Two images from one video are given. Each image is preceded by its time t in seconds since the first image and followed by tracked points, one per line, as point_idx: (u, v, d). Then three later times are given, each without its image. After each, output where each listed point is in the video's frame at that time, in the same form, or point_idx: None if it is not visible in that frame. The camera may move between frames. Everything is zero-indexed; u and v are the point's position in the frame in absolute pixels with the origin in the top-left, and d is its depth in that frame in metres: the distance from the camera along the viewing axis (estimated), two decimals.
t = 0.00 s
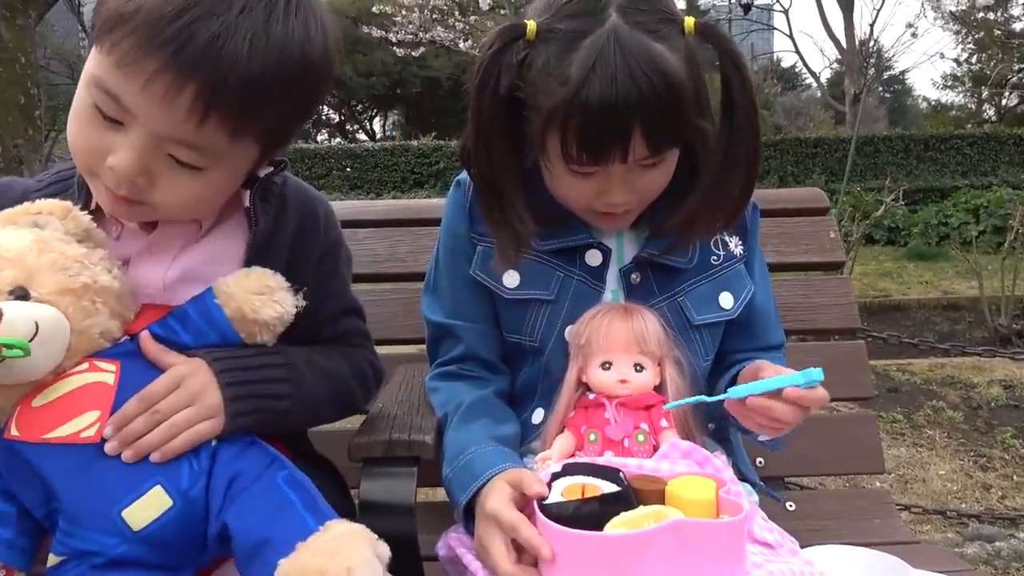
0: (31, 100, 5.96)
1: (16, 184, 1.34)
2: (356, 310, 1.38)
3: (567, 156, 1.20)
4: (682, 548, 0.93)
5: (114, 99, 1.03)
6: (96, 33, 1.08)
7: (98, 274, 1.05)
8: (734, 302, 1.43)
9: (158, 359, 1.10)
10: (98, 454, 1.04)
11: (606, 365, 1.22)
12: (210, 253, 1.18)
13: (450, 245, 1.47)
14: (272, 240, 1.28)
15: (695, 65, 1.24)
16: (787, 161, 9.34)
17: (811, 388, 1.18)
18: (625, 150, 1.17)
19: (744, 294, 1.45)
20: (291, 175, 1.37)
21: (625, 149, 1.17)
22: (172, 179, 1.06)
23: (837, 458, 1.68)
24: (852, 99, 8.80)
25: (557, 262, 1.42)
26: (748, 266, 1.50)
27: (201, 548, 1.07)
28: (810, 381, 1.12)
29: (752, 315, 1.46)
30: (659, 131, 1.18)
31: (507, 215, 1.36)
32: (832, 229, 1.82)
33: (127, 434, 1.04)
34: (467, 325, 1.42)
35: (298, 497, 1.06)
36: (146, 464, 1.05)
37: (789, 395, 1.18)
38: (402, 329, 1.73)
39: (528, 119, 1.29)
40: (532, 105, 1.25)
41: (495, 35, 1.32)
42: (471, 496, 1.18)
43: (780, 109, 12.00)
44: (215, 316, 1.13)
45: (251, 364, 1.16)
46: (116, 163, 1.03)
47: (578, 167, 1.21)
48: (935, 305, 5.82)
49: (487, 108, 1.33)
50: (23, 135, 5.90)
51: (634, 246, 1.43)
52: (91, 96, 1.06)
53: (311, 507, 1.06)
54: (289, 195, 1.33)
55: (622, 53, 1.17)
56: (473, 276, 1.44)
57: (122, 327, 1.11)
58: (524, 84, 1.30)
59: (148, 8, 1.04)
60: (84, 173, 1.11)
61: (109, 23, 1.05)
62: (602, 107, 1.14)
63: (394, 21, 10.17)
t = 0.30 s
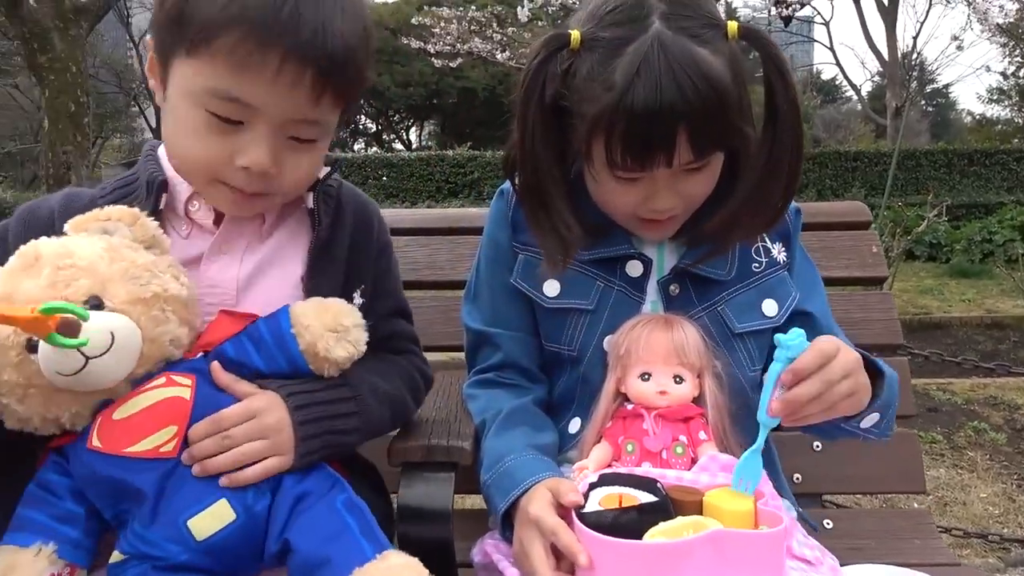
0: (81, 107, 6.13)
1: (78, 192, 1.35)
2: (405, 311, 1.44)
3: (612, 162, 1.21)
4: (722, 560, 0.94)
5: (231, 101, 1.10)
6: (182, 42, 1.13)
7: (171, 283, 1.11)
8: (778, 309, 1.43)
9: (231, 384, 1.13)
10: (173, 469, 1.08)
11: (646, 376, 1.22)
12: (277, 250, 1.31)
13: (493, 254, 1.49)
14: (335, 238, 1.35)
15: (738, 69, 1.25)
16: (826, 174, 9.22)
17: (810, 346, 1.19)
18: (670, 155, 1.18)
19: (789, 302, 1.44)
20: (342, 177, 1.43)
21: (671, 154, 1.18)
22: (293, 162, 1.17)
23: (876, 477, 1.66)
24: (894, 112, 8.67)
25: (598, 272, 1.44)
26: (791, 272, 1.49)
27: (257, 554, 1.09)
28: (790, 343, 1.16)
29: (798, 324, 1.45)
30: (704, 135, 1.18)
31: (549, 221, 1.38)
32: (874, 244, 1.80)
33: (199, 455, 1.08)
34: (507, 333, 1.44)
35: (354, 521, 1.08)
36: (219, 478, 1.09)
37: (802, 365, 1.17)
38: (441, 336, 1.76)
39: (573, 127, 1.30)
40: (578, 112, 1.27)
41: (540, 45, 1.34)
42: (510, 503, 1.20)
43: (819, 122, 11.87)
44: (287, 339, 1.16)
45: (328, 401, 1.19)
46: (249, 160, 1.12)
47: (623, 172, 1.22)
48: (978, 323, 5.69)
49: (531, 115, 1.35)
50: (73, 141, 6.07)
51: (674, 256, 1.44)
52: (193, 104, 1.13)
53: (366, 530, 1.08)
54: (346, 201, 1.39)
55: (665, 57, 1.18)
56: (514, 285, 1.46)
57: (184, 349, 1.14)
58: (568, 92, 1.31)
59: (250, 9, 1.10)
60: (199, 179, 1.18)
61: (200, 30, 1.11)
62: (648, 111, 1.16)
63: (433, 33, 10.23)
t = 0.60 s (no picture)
0: (68, 118, 6.08)
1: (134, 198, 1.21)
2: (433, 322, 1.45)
3: (598, 175, 1.22)
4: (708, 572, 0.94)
5: (340, 92, 1.14)
6: (280, 43, 1.16)
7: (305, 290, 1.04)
8: (764, 318, 1.43)
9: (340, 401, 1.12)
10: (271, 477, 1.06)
11: (633, 389, 1.23)
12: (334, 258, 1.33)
13: (480, 266, 1.50)
14: (384, 248, 1.37)
15: (722, 83, 1.26)
16: (812, 190, 9.31)
17: (749, 350, 1.16)
18: (656, 167, 1.19)
19: (774, 310, 1.43)
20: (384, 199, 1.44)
21: (655, 167, 1.19)
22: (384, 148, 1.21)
23: (864, 489, 1.67)
24: (879, 128, 8.77)
25: (585, 284, 1.44)
26: (775, 282, 1.51)
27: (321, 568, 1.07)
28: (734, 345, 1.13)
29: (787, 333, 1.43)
30: (689, 149, 1.20)
31: (536, 232, 1.39)
32: (859, 258, 1.82)
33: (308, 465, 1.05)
34: (494, 345, 1.45)
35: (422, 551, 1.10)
36: (320, 490, 1.07)
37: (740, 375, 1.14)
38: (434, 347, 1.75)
39: (560, 141, 1.32)
40: (564, 124, 1.28)
41: (528, 57, 1.35)
42: (497, 517, 1.20)
43: (806, 138, 11.98)
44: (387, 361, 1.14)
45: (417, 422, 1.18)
46: (354, 147, 1.15)
47: (610, 186, 1.23)
48: (962, 338, 5.75)
49: (518, 127, 1.36)
50: (59, 152, 6.04)
51: (660, 266, 1.45)
52: (295, 98, 1.14)
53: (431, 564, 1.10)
54: (391, 221, 1.40)
55: (650, 72, 1.20)
56: (502, 297, 1.46)
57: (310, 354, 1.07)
58: (555, 105, 1.33)
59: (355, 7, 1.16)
60: (295, 174, 1.18)
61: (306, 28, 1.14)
62: (632, 125, 1.17)
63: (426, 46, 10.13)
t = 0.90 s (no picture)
0: (56, 126, 6.03)
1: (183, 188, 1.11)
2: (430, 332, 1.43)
3: (587, 188, 1.23)
4: None
5: (407, 97, 1.13)
6: (361, 40, 1.13)
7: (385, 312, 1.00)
8: (749, 327, 1.43)
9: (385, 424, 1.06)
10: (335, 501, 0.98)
11: (621, 400, 1.23)
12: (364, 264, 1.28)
13: (469, 276, 1.50)
14: (406, 259, 1.36)
15: (710, 97, 1.27)
16: (800, 202, 9.37)
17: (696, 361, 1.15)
18: (645, 181, 1.20)
19: (760, 319, 1.44)
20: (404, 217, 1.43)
21: (644, 181, 1.20)
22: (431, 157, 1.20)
23: (852, 501, 1.67)
24: (866, 141, 8.84)
25: (573, 295, 1.44)
26: (762, 290, 1.51)
27: None
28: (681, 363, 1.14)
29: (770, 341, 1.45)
30: (678, 162, 1.20)
31: (525, 244, 1.39)
32: (846, 270, 1.83)
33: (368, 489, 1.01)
34: (483, 355, 1.44)
35: None
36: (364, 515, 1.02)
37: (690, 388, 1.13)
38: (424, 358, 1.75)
39: (549, 154, 1.32)
40: (553, 137, 1.29)
41: (517, 71, 1.36)
42: (483, 528, 1.19)
43: (793, 150, 12.08)
44: (431, 379, 1.08)
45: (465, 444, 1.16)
46: (409, 152, 1.13)
47: (600, 199, 1.24)
48: (949, 349, 5.79)
49: (507, 139, 1.36)
50: (46, 160, 6.01)
51: (647, 276, 1.45)
52: (365, 94, 1.11)
53: None
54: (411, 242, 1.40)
55: (639, 86, 1.20)
56: (490, 308, 1.46)
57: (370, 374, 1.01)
58: (544, 118, 1.33)
59: (435, 18, 1.17)
60: (348, 166, 1.13)
61: (389, 33, 1.13)
62: (622, 139, 1.17)
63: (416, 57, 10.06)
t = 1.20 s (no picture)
0: (46, 139, 6.00)
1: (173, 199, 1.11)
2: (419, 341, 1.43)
3: (576, 201, 1.24)
4: None
5: (387, 106, 1.13)
6: (343, 48, 1.14)
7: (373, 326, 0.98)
8: (740, 335, 1.44)
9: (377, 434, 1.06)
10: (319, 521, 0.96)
11: (611, 410, 1.23)
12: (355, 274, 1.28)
13: (460, 287, 1.50)
14: (397, 271, 1.37)
15: (698, 109, 1.28)
16: (791, 211, 9.42)
17: (697, 381, 1.15)
18: (633, 193, 1.20)
19: (751, 328, 1.45)
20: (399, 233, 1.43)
21: (632, 193, 1.21)
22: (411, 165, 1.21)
23: (844, 509, 1.68)
24: (855, 150, 8.90)
25: (564, 305, 1.45)
26: (753, 299, 1.52)
27: None
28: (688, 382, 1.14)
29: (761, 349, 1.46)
30: (665, 173, 1.21)
31: (516, 257, 1.39)
32: (834, 278, 1.84)
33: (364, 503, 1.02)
34: (474, 367, 1.44)
35: None
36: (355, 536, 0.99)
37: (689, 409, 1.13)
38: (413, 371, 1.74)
39: (538, 167, 1.33)
40: (542, 150, 1.29)
41: (505, 86, 1.37)
42: (475, 541, 1.19)
43: (783, 159, 12.15)
44: (425, 388, 1.10)
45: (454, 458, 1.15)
46: (391, 161, 1.14)
47: (588, 212, 1.25)
48: (940, 356, 5.82)
49: (497, 152, 1.37)
50: (35, 173, 5.96)
51: (638, 286, 1.46)
52: (346, 102, 1.11)
53: None
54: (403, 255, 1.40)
55: (626, 99, 1.21)
56: (482, 319, 1.46)
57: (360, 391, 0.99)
58: (533, 132, 1.34)
59: (417, 25, 1.17)
60: (329, 176, 1.13)
61: (371, 41, 1.14)
62: (609, 152, 1.18)
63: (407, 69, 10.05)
